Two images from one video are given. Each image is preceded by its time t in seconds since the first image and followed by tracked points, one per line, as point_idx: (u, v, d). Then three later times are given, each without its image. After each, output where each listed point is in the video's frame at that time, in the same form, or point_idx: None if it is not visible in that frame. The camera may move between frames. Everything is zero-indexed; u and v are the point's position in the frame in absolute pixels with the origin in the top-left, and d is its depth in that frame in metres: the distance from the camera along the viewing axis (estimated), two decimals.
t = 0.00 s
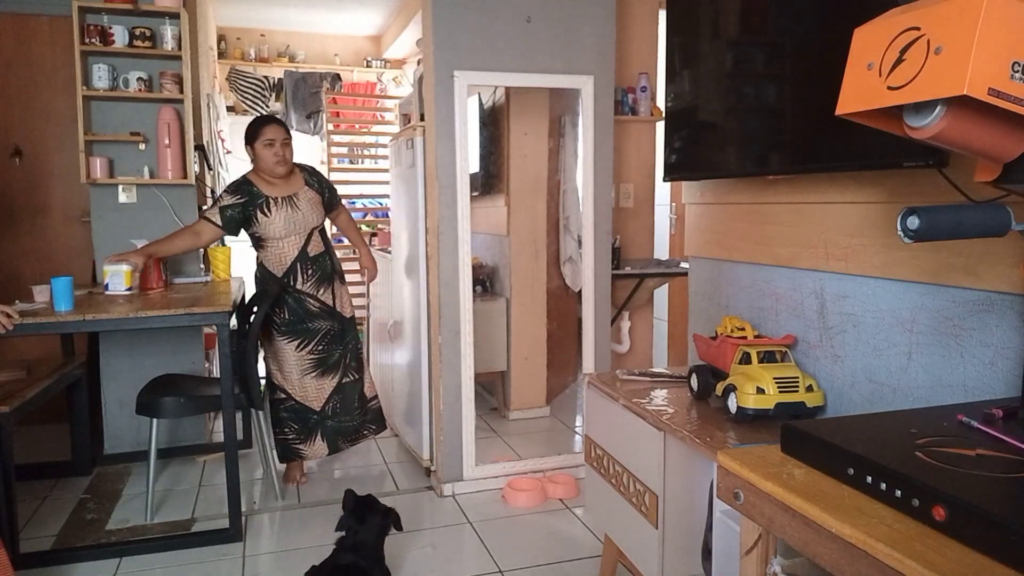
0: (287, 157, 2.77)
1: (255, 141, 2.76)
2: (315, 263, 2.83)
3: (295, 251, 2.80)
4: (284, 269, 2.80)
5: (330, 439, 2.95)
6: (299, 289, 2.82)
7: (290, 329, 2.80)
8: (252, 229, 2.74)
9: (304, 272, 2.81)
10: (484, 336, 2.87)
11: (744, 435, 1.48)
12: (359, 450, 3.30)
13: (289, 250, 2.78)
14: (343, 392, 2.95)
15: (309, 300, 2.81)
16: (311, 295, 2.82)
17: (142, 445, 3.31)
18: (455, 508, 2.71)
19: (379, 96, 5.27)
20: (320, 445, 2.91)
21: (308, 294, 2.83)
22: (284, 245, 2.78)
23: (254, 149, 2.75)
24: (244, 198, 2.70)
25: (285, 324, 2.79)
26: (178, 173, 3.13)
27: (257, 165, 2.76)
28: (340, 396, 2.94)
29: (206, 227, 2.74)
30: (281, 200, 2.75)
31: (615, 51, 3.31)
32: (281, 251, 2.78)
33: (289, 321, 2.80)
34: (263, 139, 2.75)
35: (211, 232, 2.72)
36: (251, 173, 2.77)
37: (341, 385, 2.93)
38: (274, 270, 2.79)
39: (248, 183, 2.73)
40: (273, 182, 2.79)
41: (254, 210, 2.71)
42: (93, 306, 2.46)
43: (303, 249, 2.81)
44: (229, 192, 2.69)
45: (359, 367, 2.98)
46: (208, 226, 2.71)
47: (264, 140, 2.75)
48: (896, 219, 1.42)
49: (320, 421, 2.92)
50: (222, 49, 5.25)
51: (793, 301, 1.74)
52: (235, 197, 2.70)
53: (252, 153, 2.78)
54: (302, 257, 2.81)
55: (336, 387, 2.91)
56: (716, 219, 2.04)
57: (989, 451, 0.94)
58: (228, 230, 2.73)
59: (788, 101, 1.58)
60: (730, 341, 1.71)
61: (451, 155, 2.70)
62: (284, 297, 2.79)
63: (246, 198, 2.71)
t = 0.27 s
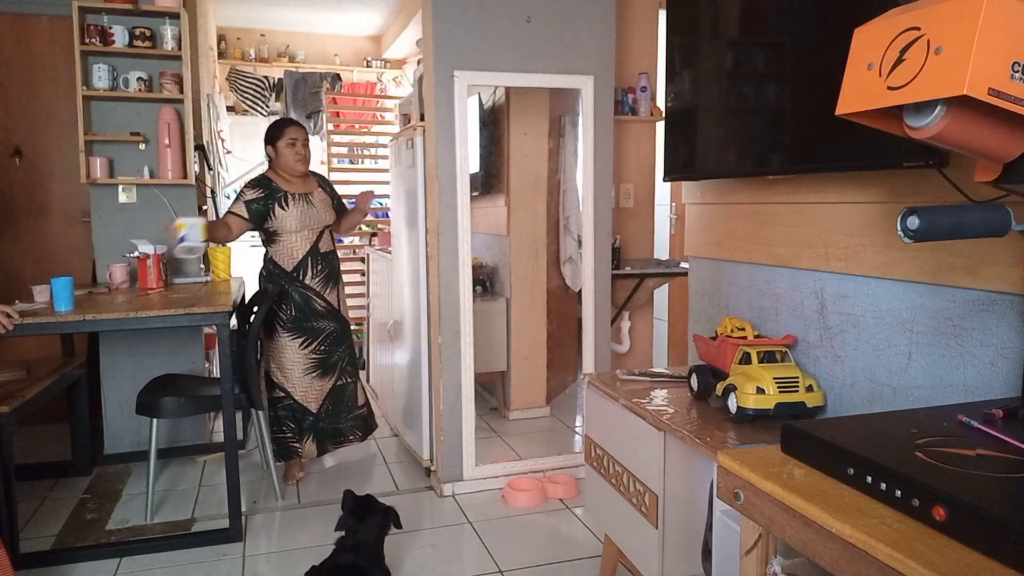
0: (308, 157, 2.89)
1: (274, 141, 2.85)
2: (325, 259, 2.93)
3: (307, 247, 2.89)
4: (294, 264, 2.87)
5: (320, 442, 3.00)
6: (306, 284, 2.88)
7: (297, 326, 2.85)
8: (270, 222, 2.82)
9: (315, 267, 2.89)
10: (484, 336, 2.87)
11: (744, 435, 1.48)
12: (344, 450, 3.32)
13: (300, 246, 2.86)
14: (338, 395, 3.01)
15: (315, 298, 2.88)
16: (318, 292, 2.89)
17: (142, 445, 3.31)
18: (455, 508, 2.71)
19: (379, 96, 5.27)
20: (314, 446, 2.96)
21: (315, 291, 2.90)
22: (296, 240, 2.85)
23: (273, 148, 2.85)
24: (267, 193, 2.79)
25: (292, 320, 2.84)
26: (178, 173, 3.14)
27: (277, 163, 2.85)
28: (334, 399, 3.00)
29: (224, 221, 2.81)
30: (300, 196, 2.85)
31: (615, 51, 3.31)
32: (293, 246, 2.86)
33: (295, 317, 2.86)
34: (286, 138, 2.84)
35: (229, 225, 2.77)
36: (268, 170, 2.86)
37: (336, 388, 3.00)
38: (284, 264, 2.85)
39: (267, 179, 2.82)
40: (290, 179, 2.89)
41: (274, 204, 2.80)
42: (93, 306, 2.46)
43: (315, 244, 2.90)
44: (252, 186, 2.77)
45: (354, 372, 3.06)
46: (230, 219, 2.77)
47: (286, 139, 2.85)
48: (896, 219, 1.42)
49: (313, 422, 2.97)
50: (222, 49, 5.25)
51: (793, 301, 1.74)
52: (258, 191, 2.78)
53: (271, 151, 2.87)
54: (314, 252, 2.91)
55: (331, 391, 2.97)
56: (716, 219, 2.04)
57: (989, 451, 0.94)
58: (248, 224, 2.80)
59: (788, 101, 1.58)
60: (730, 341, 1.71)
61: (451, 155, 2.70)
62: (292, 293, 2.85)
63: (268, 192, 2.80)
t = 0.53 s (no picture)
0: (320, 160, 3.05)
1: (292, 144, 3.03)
2: (326, 256, 3.06)
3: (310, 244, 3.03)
4: (296, 259, 3.01)
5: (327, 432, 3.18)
6: (306, 279, 3.02)
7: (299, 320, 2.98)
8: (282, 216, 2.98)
9: (316, 263, 3.03)
10: (484, 336, 2.87)
11: (744, 435, 1.49)
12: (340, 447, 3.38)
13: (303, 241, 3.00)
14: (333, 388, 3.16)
15: (315, 293, 3.02)
16: (317, 288, 3.03)
17: (142, 445, 3.31)
18: (455, 508, 2.71)
19: (379, 96, 5.27)
20: (323, 437, 3.13)
21: (314, 286, 3.03)
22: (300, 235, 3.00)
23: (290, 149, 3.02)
24: (281, 188, 2.97)
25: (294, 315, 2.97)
26: (178, 173, 3.14)
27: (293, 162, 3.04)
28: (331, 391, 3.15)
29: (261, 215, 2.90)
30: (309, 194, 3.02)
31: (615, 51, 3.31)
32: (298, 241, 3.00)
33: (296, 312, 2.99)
34: (301, 141, 3.00)
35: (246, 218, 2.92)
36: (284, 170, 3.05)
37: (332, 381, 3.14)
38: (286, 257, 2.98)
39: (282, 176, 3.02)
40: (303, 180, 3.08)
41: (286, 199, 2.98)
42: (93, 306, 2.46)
43: (319, 241, 3.05)
44: (270, 181, 2.96)
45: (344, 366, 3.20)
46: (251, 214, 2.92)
47: (301, 142, 3.01)
48: (897, 219, 1.42)
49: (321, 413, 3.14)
50: (222, 49, 5.26)
51: (793, 301, 1.74)
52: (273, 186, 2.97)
53: (287, 152, 3.05)
54: (317, 248, 3.04)
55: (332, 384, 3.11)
56: (716, 219, 2.04)
57: (989, 451, 0.94)
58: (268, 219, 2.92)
59: (788, 101, 1.58)
60: (730, 341, 1.71)
61: (451, 155, 2.70)
62: (292, 288, 2.98)
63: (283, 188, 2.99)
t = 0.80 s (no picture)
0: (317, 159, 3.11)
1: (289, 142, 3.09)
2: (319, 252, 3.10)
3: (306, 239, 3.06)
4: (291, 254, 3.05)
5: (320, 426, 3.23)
6: (299, 275, 3.06)
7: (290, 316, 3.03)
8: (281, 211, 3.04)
9: (309, 259, 3.06)
10: (484, 336, 2.87)
11: (744, 435, 1.49)
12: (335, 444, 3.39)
13: (298, 237, 3.03)
14: (324, 385, 3.19)
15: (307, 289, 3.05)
16: (310, 284, 3.07)
17: (142, 445, 3.31)
18: (455, 508, 2.71)
19: (379, 96, 5.27)
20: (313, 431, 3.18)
21: (307, 282, 3.07)
22: (296, 231, 3.03)
23: (288, 148, 3.08)
24: (281, 183, 3.04)
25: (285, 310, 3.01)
26: (178, 173, 3.14)
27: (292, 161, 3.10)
28: (321, 388, 3.18)
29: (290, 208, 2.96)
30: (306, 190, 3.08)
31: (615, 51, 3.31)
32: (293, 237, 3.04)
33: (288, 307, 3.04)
34: (298, 141, 3.06)
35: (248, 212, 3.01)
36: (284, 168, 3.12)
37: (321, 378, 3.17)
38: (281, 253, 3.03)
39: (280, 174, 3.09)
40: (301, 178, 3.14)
41: (285, 194, 3.04)
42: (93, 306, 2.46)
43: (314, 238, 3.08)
44: (270, 177, 3.03)
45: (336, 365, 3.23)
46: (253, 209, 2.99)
47: (298, 142, 3.07)
48: (896, 219, 1.42)
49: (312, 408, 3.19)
50: (222, 49, 5.26)
51: (793, 301, 1.74)
52: (273, 182, 3.04)
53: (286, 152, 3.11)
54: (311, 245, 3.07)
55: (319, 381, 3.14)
56: (716, 219, 2.04)
57: (989, 451, 0.94)
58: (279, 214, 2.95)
59: (789, 101, 1.58)
60: (731, 341, 1.71)
61: (451, 155, 2.70)
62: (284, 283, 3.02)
63: (283, 184, 3.05)
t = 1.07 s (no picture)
0: (309, 161, 3.15)
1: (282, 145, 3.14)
2: (310, 254, 3.12)
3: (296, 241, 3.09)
4: (282, 255, 3.08)
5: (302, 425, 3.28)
6: (291, 277, 3.09)
7: (281, 318, 3.06)
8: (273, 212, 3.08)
9: (299, 260, 3.09)
10: (484, 336, 2.87)
11: (744, 435, 1.48)
12: (332, 441, 3.43)
13: (289, 238, 3.07)
14: (317, 384, 3.24)
15: (299, 291, 3.09)
16: (302, 286, 3.10)
17: (142, 445, 3.30)
18: (455, 508, 2.71)
19: (379, 96, 5.27)
20: (292, 431, 3.25)
21: (299, 283, 3.10)
22: (286, 232, 3.07)
23: (281, 150, 3.13)
24: (273, 185, 3.11)
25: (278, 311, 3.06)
26: (178, 173, 3.13)
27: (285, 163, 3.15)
28: (313, 387, 3.23)
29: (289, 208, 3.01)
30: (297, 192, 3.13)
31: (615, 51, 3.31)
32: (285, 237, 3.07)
33: (281, 308, 3.08)
34: (290, 144, 3.11)
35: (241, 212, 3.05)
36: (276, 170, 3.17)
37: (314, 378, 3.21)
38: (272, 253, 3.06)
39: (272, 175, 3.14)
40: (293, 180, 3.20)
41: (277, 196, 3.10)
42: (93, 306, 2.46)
43: (304, 239, 3.11)
44: (263, 179, 3.09)
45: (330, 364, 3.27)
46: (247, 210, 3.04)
47: (290, 144, 3.11)
48: (897, 219, 1.42)
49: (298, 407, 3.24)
50: (222, 49, 5.26)
51: (793, 301, 1.74)
52: (265, 184, 3.09)
53: (279, 154, 3.16)
54: (301, 246, 3.09)
55: (311, 381, 3.19)
56: (716, 219, 2.04)
57: (989, 451, 0.94)
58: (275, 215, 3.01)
59: (789, 100, 1.58)
60: (730, 341, 1.71)
61: (451, 155, 2.70)
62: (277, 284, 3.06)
63: (275, 186, 3.11)
